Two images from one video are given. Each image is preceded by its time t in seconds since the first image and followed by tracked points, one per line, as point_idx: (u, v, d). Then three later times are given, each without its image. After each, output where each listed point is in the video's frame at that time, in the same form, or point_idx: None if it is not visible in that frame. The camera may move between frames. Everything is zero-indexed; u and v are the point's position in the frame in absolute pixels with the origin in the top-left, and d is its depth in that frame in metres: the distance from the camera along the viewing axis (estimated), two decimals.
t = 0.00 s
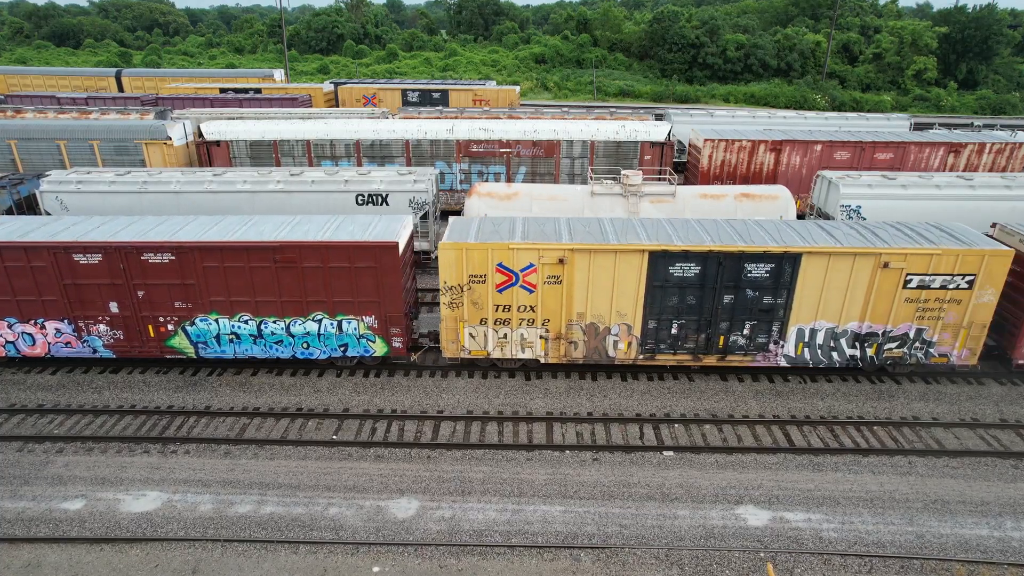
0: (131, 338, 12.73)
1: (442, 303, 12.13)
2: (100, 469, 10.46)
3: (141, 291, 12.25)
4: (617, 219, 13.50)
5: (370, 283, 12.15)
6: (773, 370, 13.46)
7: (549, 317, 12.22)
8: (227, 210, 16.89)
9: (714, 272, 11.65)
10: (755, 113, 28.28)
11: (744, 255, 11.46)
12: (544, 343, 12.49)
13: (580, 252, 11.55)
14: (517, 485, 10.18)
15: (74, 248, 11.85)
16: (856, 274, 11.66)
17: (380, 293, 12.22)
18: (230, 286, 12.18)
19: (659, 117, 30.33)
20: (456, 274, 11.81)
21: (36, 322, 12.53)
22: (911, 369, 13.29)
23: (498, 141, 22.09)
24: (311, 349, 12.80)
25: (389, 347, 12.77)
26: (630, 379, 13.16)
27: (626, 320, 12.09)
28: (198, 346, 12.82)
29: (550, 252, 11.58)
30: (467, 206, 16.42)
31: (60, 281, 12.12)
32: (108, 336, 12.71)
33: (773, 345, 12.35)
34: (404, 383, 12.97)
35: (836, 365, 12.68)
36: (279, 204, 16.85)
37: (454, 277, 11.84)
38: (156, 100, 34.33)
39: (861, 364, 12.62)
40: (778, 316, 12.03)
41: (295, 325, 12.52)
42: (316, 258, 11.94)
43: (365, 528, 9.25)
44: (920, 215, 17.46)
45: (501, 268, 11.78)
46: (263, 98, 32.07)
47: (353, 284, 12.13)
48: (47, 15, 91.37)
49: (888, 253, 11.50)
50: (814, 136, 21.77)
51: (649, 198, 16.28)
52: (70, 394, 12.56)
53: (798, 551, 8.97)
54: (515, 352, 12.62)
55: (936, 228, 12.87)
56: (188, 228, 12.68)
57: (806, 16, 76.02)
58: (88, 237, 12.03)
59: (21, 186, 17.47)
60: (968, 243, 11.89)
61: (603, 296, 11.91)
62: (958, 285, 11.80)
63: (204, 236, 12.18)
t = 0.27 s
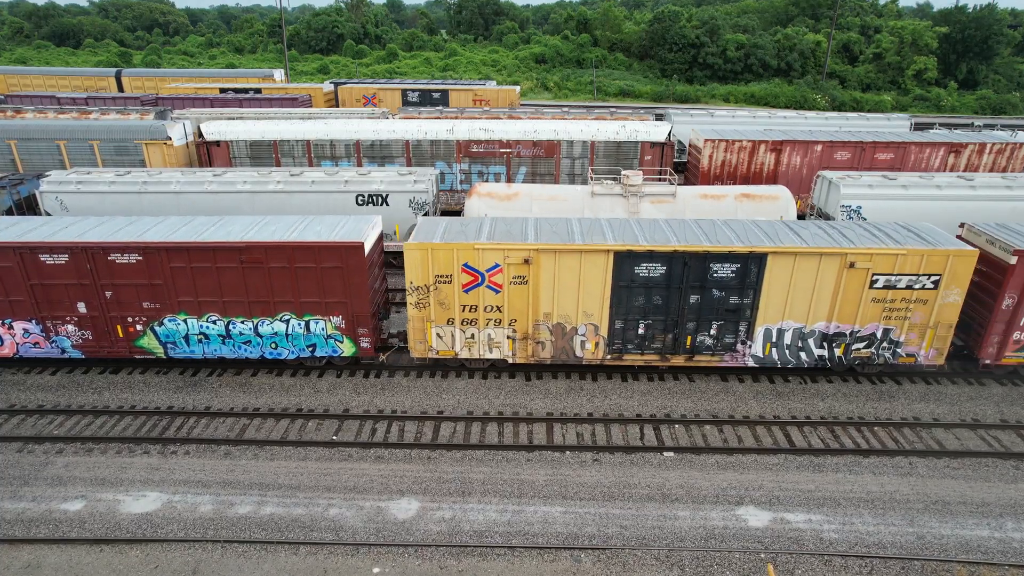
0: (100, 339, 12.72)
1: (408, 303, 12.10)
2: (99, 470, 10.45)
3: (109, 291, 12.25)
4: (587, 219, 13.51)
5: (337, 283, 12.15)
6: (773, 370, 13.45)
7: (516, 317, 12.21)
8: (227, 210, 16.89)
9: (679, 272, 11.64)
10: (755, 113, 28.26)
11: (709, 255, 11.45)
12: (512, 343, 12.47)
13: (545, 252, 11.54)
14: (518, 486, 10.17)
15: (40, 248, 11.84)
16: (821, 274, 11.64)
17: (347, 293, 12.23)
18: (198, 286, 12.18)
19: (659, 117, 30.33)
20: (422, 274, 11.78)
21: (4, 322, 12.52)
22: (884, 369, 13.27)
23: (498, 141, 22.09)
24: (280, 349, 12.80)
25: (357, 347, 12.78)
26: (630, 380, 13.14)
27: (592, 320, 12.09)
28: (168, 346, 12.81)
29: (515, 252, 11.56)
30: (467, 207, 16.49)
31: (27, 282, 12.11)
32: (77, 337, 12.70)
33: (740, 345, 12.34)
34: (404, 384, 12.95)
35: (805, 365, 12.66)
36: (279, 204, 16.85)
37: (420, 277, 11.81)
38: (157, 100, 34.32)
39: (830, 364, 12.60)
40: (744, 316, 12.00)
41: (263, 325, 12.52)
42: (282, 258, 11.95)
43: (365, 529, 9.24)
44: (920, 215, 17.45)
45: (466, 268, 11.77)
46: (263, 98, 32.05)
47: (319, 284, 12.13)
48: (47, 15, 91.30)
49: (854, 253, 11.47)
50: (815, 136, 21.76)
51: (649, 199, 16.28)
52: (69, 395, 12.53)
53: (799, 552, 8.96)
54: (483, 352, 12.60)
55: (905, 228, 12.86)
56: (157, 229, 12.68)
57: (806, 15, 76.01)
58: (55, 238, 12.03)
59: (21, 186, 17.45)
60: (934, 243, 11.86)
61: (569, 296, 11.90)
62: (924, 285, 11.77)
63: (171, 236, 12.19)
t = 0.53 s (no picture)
0: (68, 339, 12.72)
1: (375, 303, 12.11)
2: (99, 471, 10.44)
3: (76, 291, 12.24)
4: (557, 219, 13.50)
5: (303, 283, 12.15)
6: (774, 371, 13.43)
7: (482, 317, 12.23)
8: (228, 210, 16.87)
9: (645, 273, 11.66)
10: (755, 113, 28.24)
11: (674, 255, 11.46)
12: (479, 343, 12.49)
13: (511, 252, 11.56)
14: (518, 487, 10.15)
15: (6, 248, 11.85)
16: (787, 275, 11.66)
17: (314, 293, 12.22)
18: (165, 286, 12.18)
19: (659, 117, 30.33)
20: (388, 274, 11.78)
21: None
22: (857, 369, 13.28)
23: (498, 141, 22.09)
24: (248, 349, 12.79)
25: (325, 347, 12.78)
26: (631, 380, 13.13)
27: (559, 320, 12.11)
28: (137, 346, 12.80)
29: (480, 252, 11.57)
30: (467, 207, 16.49)
31: None
32: (45, 337, 12.70)
33: (708, 345, 12.35)
34: (404, 384, 12.93)
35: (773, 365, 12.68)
36: (278, 204, 16.84)
37: (386, 277, 11.81)
38: (157, 100, 34.31)
39: (798, 365, 12.62)
40: (711, 316, 12.02)
41: (231, 325, 12.52)
42: (248, 259, 11.94)
43: (365, 530, 9.24)
44: (921, 215, 17.43)
45: (433, 268, 11.78)
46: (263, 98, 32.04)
47: (286, 284, 12.12)
48: (47, 15, 91.23)
49: (819, 253, 11.48)
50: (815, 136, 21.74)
51: (649, 199, 16.26)
52: (69, 395, 12.52)
53: (799, 553, 8.95)
54: (451, 352, 12.61)
55: (874, 228, 12.87)
56: (125, 229, 12.67)
57: (806, 15, 76.00)
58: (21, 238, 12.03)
59: (21, 186, 17.43)
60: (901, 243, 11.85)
61: (536, 296, 11.92)
62: (890, 285, 11.77)
63: (138, 236, 12.18)
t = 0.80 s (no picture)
0: (37, 339, 12.73)
1: (342, 303, 12.11)
2: (100, 471, 10.43)
3: (43, 292, 12.25)
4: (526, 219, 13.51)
5: (270, 283, 12.14)
6: (775, 371, 13.42)
7: (449, 317, 12.22)
8: (228, 210, 16.88)
9: (611, 273, 11.65)
10: (755, 113, 28.23)
11: (639, 255, 11.45)
12: (447, 343, 12.49)
13: (476, 252, 11.55)
14: (518, 488, 10.14)
15: None
16: (753, 274, 11.65)
17: (281, 293, 12.22)
18: (132, 287, 12.18)
19: (660, 117, 30.33)
20: (354, 274, 11.78)
21: None
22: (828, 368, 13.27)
23: (499, 141, 22.08)
24: (217, 350, 12.80)
25: (293, 347, 12.77)
26: (631, 381, 13.12)
27: (526, 320, 12.11)
28: (105, 346, 12.78)
29: (445, 252, 11.56)
30: (467, 207, 16.49)
31: None
32: (13, 338, 12.71)
33: (675, 345, 12.34)
34: (404, 385, 12.92)
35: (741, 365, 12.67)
36: (280, 204, 16.90)
37: (352, 277, 11.81)
38: (157, 100, 34.31)
39: (766, 364, 12.61)
40: (678, 316, 12.01)
41: (199, 325, 12.51)
42: (215, 259, 11.94)
43: (366, 531, 9.23)
44: (921, 215, 17.42)
45: (398, 268, 11.76)
46: (263, 98, 32.04)
47: (252, 284, 12.12)
48: (47, 15, 91.13)
49: (784, 253, 11.47)
50: (815, 136, 21.74)
51: (649, 199, 16.26)
52: (69, 396, 12.51)
53: (800, 553, 8.94)
54: (419, 352, 12.61)
55: (842, 228, 12.87)
56: (93, 229, 12.67)
57: (806, 15, 76.02)
58: None
59: (21, 186, 17.40)
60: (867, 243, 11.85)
61: (502, 296, 11.91)
62: (857, 285, 11.76)
63: (104, 236, 12.18)
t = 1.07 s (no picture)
0: (5, 339, 12.73)
1: (309, 303, 12.13)
2: (100, 471, 10.43)
3: (11, 292, 12.25)
4: (495, 219, 13.53)
5: (238, 283, 12.15)
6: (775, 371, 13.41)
7: (416, 317, 12.23)
8: (228, 210, 16.89)
9: (576, 272, 11.66)
10: (755, 113, 28.21)
11: (604, 255, 11.47)
12: (414, 343, 12.50)
13: (441, 252, 11.58)
14: (519, 488, 10.14)
15: None
16: (719, 274, 11.67)
17: (249, 293, 12.23)
18: (99, 287, 12.17)
19: (660, 117, 30.32)
20: (320, 274, 11.80)
21: None
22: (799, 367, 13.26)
23: (499, 141, 22.08)
24: (186, 349, 12.81)
25: (261, 347, 12.79)
26: (631, 381, 13.12)
27: (493, 320, 12.14)
28: (74, 346, 12.78)
29: (411, 252, 11.59)
30: (467, 207, 16.48)
31: None
32: None
33: (642, 344, 12.37)
34: (404, 385, 12.92)
35: (709, 364, 12.71)
36: (280, 204, 17.00)
37: (317, 277, 11.83)
38: (157, 100, 34.29)
39: (734, 363, 12.65)
40: (644, 316, 12.03)
41: (168, 325, 12.52)
42: (181, 259, 11.94)
43: (366, 531, 9.23)
44: (922, 215, 17.41)
45: (364, 269, 11.79)
46: (263, 98, 32.03)
47: (220, 284, 12.13)
48: (47, 14, 91.02)
49: (750, 252, 11.48)
50: (815, 136, 21.72)
51: (649, 199, 16.27)
52: (70, 395, 12.52)
53: (800, 554, 8.93)
54: (387, 352, 12.63)
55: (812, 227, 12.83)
56: (61, 229, 12.67)
57: (806, 15, 76.03)
58: None
59: (21, 186, 17.39)
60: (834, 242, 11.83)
61: (469, 296, 11.94)
62: (823, 285, 11.78)
63: (70, 236, 12.18)
